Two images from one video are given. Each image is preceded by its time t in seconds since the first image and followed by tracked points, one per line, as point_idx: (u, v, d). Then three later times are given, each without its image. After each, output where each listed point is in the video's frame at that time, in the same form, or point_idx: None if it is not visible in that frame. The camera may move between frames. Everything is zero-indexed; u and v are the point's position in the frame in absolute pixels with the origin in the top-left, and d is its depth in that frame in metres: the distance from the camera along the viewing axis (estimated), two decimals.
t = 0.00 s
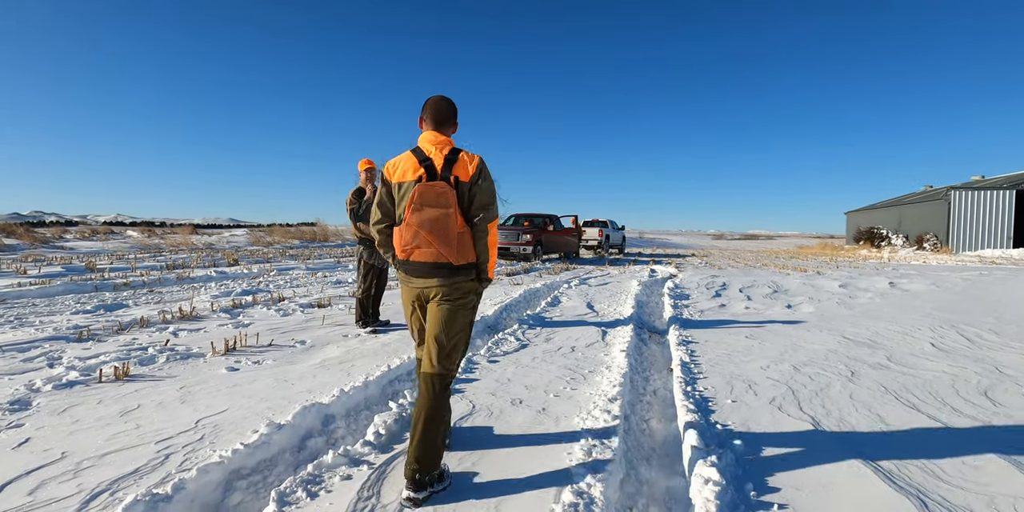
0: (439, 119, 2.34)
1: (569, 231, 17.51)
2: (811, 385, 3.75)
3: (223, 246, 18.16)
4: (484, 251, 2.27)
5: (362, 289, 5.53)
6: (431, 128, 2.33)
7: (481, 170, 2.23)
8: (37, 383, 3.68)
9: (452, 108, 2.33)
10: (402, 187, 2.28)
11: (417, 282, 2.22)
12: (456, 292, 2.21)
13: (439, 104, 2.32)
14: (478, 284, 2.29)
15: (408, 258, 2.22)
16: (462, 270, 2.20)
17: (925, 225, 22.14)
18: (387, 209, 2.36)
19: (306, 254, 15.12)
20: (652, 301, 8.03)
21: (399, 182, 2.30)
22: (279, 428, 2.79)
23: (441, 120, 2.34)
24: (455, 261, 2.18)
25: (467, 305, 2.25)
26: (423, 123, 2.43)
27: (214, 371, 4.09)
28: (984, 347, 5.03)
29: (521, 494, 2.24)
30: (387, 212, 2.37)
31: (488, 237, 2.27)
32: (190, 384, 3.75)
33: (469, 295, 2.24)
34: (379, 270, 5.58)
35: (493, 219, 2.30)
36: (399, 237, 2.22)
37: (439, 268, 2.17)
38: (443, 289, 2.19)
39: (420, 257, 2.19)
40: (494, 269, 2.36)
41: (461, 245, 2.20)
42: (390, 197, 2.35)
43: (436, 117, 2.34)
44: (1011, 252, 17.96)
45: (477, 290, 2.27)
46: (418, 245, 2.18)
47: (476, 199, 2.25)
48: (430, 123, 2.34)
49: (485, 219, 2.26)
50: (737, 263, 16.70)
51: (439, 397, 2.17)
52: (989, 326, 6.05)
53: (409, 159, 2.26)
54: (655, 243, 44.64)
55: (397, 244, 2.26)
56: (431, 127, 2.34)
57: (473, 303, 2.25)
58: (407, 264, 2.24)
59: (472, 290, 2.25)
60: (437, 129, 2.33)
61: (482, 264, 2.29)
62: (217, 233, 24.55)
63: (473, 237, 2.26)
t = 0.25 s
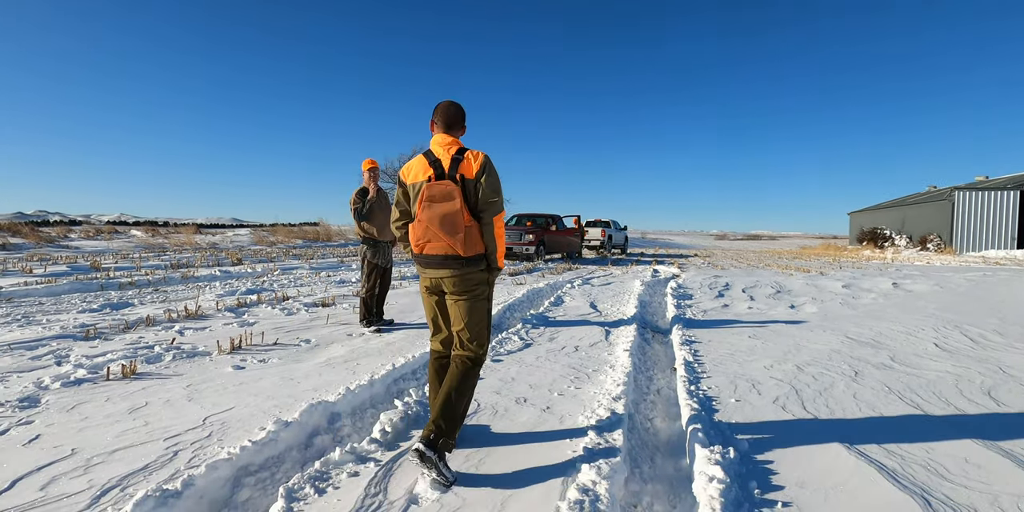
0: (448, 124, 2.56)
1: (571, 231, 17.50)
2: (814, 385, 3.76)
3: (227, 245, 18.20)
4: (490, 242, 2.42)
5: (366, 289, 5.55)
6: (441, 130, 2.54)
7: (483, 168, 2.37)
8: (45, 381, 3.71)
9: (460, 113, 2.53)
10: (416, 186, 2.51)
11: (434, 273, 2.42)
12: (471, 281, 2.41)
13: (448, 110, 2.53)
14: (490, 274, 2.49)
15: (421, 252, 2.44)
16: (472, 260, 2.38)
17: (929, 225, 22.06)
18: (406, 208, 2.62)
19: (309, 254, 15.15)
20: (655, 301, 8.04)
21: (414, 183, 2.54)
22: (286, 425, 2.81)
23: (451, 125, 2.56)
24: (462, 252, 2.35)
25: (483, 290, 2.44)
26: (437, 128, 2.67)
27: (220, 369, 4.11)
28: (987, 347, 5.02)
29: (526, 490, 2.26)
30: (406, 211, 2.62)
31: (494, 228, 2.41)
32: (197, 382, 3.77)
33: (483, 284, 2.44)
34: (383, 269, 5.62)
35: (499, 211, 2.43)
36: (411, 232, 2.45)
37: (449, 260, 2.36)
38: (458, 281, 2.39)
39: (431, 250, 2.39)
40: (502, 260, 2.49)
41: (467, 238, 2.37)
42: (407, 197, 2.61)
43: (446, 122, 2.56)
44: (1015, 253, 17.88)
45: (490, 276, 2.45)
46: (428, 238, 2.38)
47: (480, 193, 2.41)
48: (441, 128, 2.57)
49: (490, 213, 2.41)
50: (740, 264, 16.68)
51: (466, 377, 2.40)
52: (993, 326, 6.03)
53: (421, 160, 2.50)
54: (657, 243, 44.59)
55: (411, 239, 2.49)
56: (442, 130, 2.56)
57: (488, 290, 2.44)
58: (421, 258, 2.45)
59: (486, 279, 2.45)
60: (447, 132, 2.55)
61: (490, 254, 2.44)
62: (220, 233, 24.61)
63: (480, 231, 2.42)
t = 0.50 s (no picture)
0: (460, 126, 2.75)
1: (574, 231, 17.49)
2: (817, 386, 3.76)
3: (230, 245, 18.23)
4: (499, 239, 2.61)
5: (369, 289, 5.56)
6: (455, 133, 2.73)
7: (492, 169, 2.55)
8: (52, 380, 3.74)
9: (471, 116, 2.71)
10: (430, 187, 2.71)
11: (449, 271, 2.59)
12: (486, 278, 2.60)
13: (459, 113, 2.71)
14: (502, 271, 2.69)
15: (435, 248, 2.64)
16: (485, 257, 2.58)
17: (933, 226, 21.99)
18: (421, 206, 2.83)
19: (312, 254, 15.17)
20: (658, 302, 8.04)
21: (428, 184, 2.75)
22: (291, 424, 2.83)
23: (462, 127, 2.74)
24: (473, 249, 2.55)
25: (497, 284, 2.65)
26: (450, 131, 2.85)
27: (225, 369, 4.14)
28: (991, 349, 5.02)
29: (531, 490, 2.27)
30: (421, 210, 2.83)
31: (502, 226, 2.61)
32: (202, 381, 3.79)
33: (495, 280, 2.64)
34: (386, 269, 5.64)
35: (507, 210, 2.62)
36: (426, 230, 2.66)
37: (462, 256, 2.56)
38: (474, 279, 2.57)
39: (444, 247, 2.59)
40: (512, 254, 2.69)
41: (478, 235, 2.57)
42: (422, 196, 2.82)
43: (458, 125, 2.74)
44: (1019, 255, 17.82)
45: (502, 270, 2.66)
46: (442, 236, 2.59)
47: (490, 193, 2.61)
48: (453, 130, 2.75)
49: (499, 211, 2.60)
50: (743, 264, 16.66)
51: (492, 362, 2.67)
52: (997, 328, 6.02)
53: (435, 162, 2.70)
54: (660, 243, 44.54)
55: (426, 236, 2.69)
56: (456, 133, 2.74)
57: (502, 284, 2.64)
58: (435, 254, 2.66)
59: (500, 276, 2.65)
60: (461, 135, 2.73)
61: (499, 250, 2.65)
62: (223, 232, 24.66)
63: (490, 228, 2.62)
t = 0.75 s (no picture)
0: (478, 133, 2.85)
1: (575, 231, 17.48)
2: (820, 387, 3.76)
3: (232, 244, 18.26)
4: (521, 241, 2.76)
5: (371, 288, 5.56)
6: (473, 139, 2.85)
7: (514, 175, 2.68)
8: (56, 379, 3.75)
9: (489, 123, 2.82)
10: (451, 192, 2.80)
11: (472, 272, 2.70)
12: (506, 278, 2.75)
13: (477, 120, 2.82)
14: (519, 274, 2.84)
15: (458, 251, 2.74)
16: (506, 260, 2.73)
17: (936, 227, 21.92)
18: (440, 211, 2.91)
19: (313, 254, 15.18)
20: (660, 302, 8.03)
21: (448, 188, 2.83)
22: (294, 424, 2.83)
23: (480, 134, 2.85)
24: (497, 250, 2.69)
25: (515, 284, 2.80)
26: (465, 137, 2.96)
27: (228, 368, 4.15)
28: (994, 350, 5.01)
29: (533, 489, 2.27)
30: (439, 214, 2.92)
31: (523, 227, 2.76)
32: (205, 381, 3.80)
33: (514, 282, 2.79)
34: (389, 269, 5.64)
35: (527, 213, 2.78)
36: (449, 234, 2.75)
37: (487, 258, 2.69)
38: (498, 280, 2.71)
39: (468, 249, 2.70)
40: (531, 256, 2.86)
41: (502, 238, 2.71)
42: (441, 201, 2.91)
43: (476, 132, 2.85)
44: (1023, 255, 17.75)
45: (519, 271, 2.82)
46: (466, 239, 2.70)
47: (511, 197, 2.75)
48: (471, 137, 2.86)
49: (520, 214, 2.75)
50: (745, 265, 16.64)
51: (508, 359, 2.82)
52: (1000, 328, 6.01)
53: (455, 167, 2.80)
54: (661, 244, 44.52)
55: (448, 239, 2.79)
56: (473, 139, 2.86)
57: (520, 284, 2.79)
58: (457, 256, 2.75)
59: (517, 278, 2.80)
60: (478, 141, 2.85)
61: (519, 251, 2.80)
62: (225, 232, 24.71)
63: (512, 231, 2.76)
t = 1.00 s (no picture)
0: (495, 134, 2.91)
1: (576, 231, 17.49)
2: (822, 387, 3.75)
3: (233, 244, 18.28)
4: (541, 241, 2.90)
5: (372, 288, 5.56)
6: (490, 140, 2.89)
7: (537, 177, 2.81)
8: (58, 378, 3.76)
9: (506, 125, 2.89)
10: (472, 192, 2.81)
11: (496, 271, 2.77)
12: (526, 277, 2.85)
13: (496, 122, 2.88)
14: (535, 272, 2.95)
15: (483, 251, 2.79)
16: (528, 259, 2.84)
17: (938, 227, 21.89)
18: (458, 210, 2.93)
19: (315, 253, 15.20)
20: (661, 302, 8.03)
21: (468, 189, 2.85)
22: (296, 423, 2.83)
23: (497, 136, 2.92)
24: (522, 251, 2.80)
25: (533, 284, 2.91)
26: (478, 136, 2.98)
27: (230, 367, 4.16)
28: (996, 350, 5.00)
29: (535, 489, 2.28)
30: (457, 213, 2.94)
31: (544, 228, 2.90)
32: (206, 380, 3.80)
33: (531, 279, 2.89)
34: (390, 269, 5.63)
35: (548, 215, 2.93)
36: (473, 234, 2.79)
37: (513, 258, 2.78)
38: (520, 278, 2.80)
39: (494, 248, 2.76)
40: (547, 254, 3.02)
41: (526, 238, 2.82)
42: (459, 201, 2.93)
43: (493, 133, 2.90)
44: None
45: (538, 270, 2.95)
46: (493, 239, 2.75)
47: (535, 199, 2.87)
48: (488, 138, 2.91)
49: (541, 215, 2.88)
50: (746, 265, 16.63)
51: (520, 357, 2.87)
52: (1002, 329, 6.00)
53: (476, 168, 2.81)
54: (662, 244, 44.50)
55: (472, 239, 2.81)
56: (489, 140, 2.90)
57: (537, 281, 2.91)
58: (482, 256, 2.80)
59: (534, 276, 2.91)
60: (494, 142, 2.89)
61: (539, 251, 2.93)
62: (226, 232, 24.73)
63: (533, 231, 2.89)
